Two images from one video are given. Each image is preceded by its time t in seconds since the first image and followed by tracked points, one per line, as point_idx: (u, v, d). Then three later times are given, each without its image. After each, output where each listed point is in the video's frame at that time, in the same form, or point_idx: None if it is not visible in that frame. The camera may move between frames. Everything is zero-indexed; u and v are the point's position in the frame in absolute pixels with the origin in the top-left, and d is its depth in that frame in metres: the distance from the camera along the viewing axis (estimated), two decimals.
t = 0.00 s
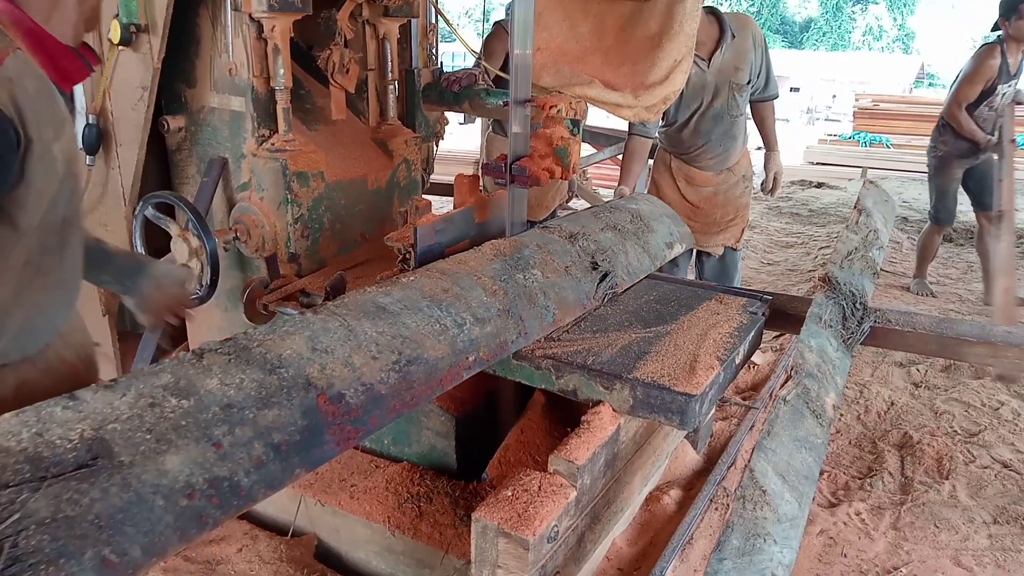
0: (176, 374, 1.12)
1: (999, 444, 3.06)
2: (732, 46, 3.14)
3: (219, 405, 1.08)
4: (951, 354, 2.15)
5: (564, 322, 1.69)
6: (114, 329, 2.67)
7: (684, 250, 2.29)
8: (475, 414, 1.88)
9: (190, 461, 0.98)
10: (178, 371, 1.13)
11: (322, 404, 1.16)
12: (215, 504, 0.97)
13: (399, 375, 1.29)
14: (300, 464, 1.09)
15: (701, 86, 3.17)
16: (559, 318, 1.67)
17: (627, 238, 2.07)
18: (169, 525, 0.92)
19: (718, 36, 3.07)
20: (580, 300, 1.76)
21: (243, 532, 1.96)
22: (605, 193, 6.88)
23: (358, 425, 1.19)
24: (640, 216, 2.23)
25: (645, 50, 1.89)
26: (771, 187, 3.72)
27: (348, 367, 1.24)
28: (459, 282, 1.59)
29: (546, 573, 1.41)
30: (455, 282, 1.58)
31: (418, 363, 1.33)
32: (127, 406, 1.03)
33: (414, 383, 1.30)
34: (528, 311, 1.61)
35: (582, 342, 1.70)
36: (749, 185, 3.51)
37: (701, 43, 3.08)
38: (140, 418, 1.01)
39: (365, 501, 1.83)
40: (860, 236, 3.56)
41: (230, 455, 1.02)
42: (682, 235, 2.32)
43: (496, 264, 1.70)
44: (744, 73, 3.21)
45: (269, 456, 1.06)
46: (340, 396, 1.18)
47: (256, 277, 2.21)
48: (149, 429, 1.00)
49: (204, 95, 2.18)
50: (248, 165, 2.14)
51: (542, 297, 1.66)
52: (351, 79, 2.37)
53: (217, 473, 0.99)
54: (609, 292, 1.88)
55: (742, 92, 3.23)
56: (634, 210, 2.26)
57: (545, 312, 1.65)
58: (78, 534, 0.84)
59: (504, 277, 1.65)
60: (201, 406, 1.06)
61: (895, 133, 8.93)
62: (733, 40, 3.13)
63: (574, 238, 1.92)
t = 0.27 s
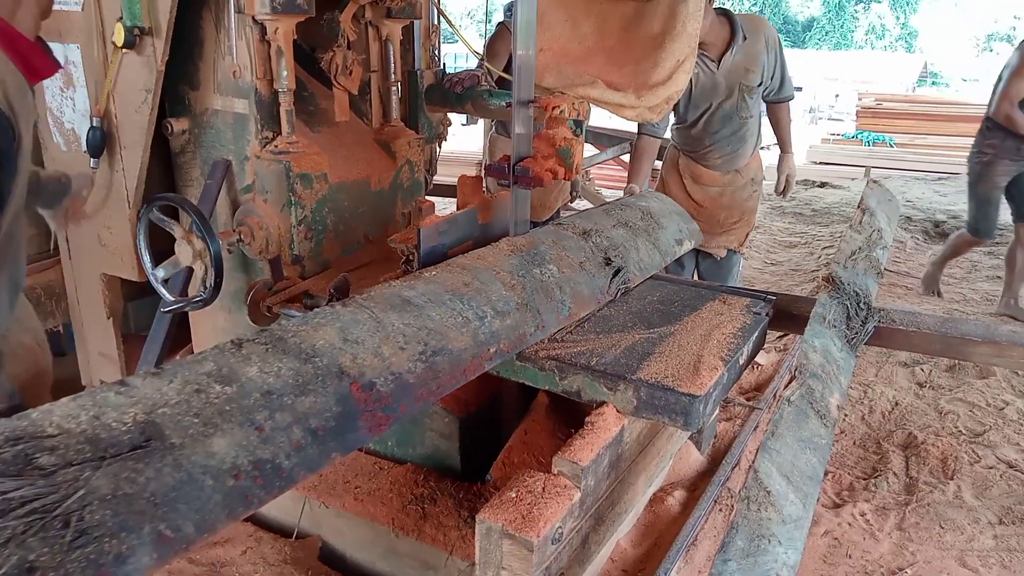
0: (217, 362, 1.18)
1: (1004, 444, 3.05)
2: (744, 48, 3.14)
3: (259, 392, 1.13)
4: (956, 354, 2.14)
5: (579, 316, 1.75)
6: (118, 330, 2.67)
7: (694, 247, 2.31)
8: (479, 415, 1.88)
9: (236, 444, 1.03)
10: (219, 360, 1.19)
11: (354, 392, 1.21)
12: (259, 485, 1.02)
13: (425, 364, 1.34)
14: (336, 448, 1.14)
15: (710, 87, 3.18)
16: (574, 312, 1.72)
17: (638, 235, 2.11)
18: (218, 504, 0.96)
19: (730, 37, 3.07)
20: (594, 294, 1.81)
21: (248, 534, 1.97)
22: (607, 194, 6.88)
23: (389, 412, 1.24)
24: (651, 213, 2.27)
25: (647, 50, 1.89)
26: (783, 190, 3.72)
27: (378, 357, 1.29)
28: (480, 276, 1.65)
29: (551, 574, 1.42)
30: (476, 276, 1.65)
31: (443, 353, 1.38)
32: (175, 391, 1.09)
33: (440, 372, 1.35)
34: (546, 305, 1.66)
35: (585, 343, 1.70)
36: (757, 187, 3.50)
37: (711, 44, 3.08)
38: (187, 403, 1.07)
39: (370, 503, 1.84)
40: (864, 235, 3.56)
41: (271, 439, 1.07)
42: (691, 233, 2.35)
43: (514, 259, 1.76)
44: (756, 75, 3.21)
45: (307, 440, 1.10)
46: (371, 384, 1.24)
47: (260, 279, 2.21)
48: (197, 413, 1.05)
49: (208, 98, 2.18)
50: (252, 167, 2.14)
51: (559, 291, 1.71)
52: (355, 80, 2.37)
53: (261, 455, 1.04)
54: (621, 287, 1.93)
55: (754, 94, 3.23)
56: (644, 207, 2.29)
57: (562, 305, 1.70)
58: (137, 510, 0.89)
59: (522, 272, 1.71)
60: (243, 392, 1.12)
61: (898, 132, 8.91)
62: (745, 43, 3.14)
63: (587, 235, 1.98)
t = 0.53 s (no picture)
0: (245, 351, 1.30)
1: (1004, 448, 3.05)
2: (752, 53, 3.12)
3: (286, 379, 1.23)
4: (955, 358, 2.14)
5: (588, 312, 1.79)
6: (118, 332, 2.67)
7: (699, 246, 2.35)
8: (478, 417, 1.88)
9: (264, 428, 1.13)
10: (247, 348, 1.31)
11: (375, 381, 1.30)
12: (286, 468, 1.11)
13: (441, 357, 1.41)
14: (358, 434, 1.22)
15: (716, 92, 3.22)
16: (584, 308, 1.77)
17: (644, 235, 2.16)
18: (247, 484, 1.06)
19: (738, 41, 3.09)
20: (602, 292, 1.86)
21: (247, 537, 1.97)
22: (607, 197, 6.87)
23: (408, 401, 1.32)
24: (655, 214, 2.33)
25: (648, 54, 1.89)
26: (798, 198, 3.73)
27: (397, 348, 1.38)
28: (491, 273, 1.72)
29: None
30: (488, 274, 1.71)
31: (459, 346, 1.46)
32: (206, 377, 1.21)
33: (456, 364, 1.42)
34: (556, 302, 1.71)
35: (585, 345, 1.70)
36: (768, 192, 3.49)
37: (717, 49, 3.12)
38: (218, 389, 1.18)
39: (368, 505, 1.82)
40: (863, 239, 3.56)
41: (297, 424, 1.16)
42: (695, 234, 2.39)
43: (524, 257, 1.82)
44: (767, 79, 3.17)
45: (331, 426, 1.19)
46: (391, 373, 1.32)
47: (260, 281, 2.21)
48: (227, 399, 1.16)
49: (208, 100, 2.18)
50: (251, 169, 2.15)
51: (568, 288, 1.77)
52: (354, 83, 2.38)
53: (288, 440, 1.13)
54: (628, 285, 1.98)
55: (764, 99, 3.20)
56: (649, 208, 2.35)
57: (571, 302, 1.75)
58: (174, 489, 0.99)
59: (534, 270, 1.76)
60: (270, 379, 1.22)
61: (898, 136, 8.92)
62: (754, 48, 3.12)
63: (594, 234, 2.03)
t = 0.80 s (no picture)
0: (269, 346, 1.30)
1: (1004, 449, 3.05)
2: (754, 60, 3.16)
3: (308, 373, 1.23)
4: (955, 359, 2.14)
5: (597, 310, 1.78)
6: (118, 335, 2.67)
7: (700, 246, 2.35)
8: (479, 420, 1.89)
9: (289, 420, 1.13)
10: (270, 343, 1.31)
11: (393, 375, 1.29)
12: (311, 457, 1.10)
13: (455, 352, 1.41)
14: (378, 426, 1.22)
15: (715, 95, 3.29)
16: (592, 305, 1.77)
17: (649, 234, 2.16)
18: (276, 473, 1.06)
19: (741, 44, 3.12)
20: (609, 290, 1.86)
21: (248, 539, 1.97)
22: (607, 198, 6.89)
23: (425, 394, 1.31)
24: (660, 213, 2.34)
25: (646, 57, 1.90)
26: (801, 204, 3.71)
27: (413, 344, 1.37)
28: (502, 271, 1.72)
29: None
30: (498, 271, 1.71)
31: (472, 342, 1.45)
32: (233, 370, 1.21)
33: (469, 359, 1.42)
34: (565, 298, 1.71)
35: (585, 348, 1.70)
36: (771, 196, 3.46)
37: (720, 53, 3.18)
38: (244, 381, 1.18)
39: (368, 508, 1.82)
40: (863, 240, 3.56)
41: (320, 417, 1.16)
42: (699, 233, 2.40)
43: (534, 256, 1.82)
44: (769, 86, 3.19)
45: (353, 419, 1.19)
46: (408, 368, 1.31)
47: (260, 284, 2.21)
48: (254, 391, 1.16)
49: (208, 103, 2.19)
50: (251, 172, 2.15)
51: (577, 286, 1.77)
52: (355, 86, 2.38)
53: (312, 431, 1.13)
54: (636, 283, 1.98)
55: (766, 104, 3.22)
56: (653, 208, 2.36)
57: (579, 299, 1.74)
58: (207, 477, 0.99)
59: (542, 267, 1.77)
60: (292, 373, 1.22)
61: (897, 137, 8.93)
62: (755, 54, 3.15)
63: (601, 233, 2.04)
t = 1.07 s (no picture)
0: (304, 338, 1.37)
1: (1004, 451, 3.05)
2: (750, 65, 3.19)
3: (341, 364, 1.30)
4: (955, 361, 2.14)
5: (607, 306, 1.86)
6: (118, 340, 2.67)
7: (709, 245, 2.47)
8: (480, 423, 1.89)
9: (326, 408, 1.20)
10: (304, 336, 1.39)
11: (420, 366, 1.37)
12: (347, 443, 1.17)
13: (477, 345, 1.48)
14: (407, 414, 1.29)
15: (712, 96, 3.36)
16: (604, 301, 1.85)
17: (657, 233, 2.24)
18: (314, 457, 1.12)
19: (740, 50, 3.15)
20: (620, 286, 1.95)
21: (248, 543, 1.97)
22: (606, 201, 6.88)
23: (449, 384, 1.38)
24: (667, 212, 2.41)
25: (646, 60, 1.90)
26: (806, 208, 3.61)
27: (438, 336, 1.45)
28: (519, 269, 1.78)
29: None
30: (515, 269, 1.78)
31: (492, 335, 1.53)
32: (272, 361, 1.28)
33: (490, 352, 1.49)
34: (579, 295, 1.78)
35: (586, 351, 1.71)
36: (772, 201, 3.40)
37: (721, 58, 3.22)
38: (283, 371, 1.25)
39: (369, 512, 1.82)
40: (863, 243, 3.56)
41: (354, 405, 1.23)
42: (706, 233, 2.50)
43: (548, 254, 1.88)
44: (765, 92, 3.21)
45: (384, 407, 1.26)
46: (433, 359, 1.39)
47: (260, 288, 2.22)
48: (292, 379, 1.23)
49: (208, 108, 2.19)
50: (251, 176, 2.15)
51: (590, 283, 1.84)
52: (354, 90, 2.39)
53: (348, 418, 1.20)
54: (643, 280, 2.06)
55: (760, 111, 3.24)
56: (660, 208, 2.43)
57: (592, 296, 1.82)
58: (253, 459, 1.06)
59: (558, 264, 1.85)
60: (327, 363, 1.30)
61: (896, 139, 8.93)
62: (753, 60, 3.18)
63: (610, 232, 2.11)
